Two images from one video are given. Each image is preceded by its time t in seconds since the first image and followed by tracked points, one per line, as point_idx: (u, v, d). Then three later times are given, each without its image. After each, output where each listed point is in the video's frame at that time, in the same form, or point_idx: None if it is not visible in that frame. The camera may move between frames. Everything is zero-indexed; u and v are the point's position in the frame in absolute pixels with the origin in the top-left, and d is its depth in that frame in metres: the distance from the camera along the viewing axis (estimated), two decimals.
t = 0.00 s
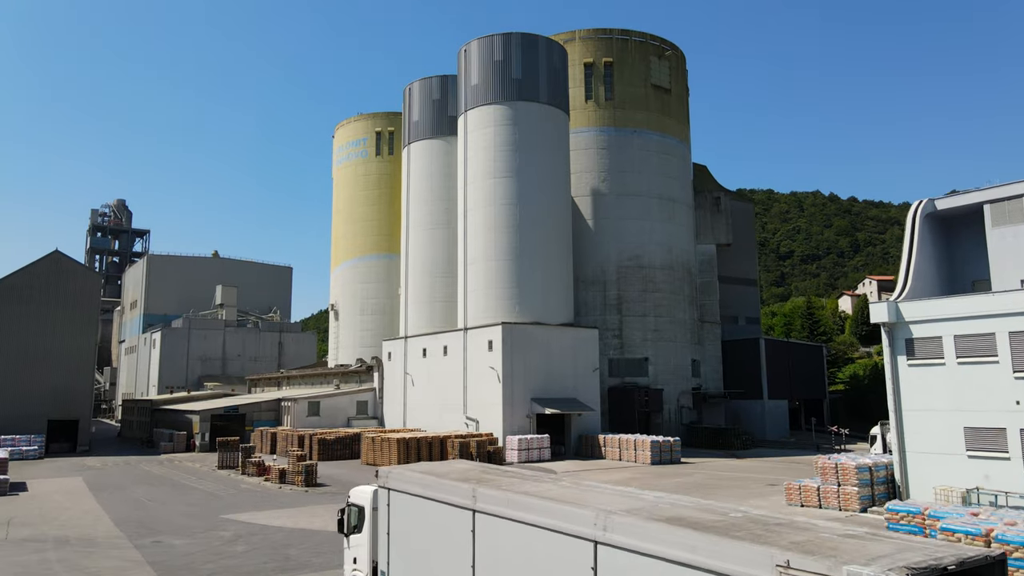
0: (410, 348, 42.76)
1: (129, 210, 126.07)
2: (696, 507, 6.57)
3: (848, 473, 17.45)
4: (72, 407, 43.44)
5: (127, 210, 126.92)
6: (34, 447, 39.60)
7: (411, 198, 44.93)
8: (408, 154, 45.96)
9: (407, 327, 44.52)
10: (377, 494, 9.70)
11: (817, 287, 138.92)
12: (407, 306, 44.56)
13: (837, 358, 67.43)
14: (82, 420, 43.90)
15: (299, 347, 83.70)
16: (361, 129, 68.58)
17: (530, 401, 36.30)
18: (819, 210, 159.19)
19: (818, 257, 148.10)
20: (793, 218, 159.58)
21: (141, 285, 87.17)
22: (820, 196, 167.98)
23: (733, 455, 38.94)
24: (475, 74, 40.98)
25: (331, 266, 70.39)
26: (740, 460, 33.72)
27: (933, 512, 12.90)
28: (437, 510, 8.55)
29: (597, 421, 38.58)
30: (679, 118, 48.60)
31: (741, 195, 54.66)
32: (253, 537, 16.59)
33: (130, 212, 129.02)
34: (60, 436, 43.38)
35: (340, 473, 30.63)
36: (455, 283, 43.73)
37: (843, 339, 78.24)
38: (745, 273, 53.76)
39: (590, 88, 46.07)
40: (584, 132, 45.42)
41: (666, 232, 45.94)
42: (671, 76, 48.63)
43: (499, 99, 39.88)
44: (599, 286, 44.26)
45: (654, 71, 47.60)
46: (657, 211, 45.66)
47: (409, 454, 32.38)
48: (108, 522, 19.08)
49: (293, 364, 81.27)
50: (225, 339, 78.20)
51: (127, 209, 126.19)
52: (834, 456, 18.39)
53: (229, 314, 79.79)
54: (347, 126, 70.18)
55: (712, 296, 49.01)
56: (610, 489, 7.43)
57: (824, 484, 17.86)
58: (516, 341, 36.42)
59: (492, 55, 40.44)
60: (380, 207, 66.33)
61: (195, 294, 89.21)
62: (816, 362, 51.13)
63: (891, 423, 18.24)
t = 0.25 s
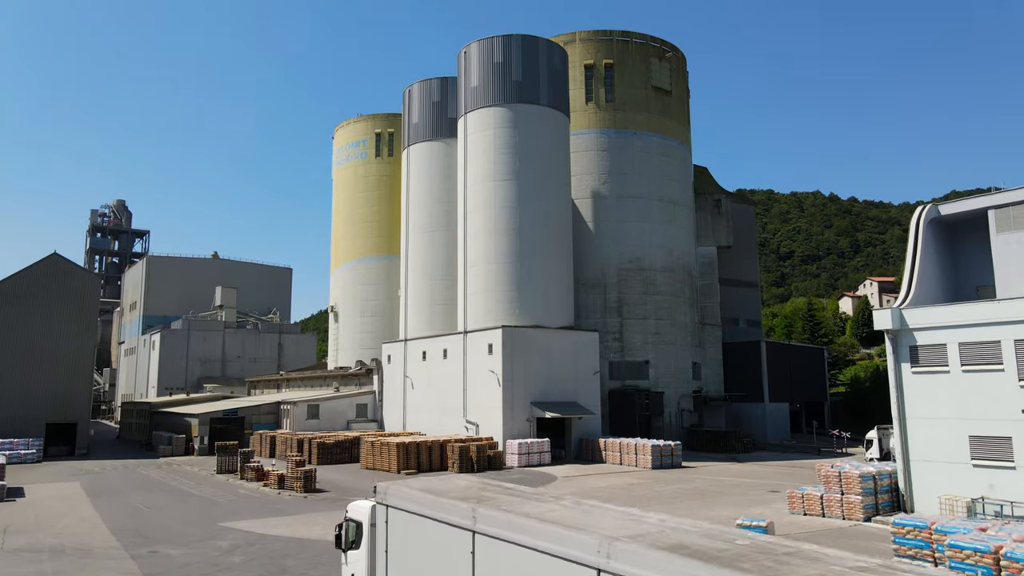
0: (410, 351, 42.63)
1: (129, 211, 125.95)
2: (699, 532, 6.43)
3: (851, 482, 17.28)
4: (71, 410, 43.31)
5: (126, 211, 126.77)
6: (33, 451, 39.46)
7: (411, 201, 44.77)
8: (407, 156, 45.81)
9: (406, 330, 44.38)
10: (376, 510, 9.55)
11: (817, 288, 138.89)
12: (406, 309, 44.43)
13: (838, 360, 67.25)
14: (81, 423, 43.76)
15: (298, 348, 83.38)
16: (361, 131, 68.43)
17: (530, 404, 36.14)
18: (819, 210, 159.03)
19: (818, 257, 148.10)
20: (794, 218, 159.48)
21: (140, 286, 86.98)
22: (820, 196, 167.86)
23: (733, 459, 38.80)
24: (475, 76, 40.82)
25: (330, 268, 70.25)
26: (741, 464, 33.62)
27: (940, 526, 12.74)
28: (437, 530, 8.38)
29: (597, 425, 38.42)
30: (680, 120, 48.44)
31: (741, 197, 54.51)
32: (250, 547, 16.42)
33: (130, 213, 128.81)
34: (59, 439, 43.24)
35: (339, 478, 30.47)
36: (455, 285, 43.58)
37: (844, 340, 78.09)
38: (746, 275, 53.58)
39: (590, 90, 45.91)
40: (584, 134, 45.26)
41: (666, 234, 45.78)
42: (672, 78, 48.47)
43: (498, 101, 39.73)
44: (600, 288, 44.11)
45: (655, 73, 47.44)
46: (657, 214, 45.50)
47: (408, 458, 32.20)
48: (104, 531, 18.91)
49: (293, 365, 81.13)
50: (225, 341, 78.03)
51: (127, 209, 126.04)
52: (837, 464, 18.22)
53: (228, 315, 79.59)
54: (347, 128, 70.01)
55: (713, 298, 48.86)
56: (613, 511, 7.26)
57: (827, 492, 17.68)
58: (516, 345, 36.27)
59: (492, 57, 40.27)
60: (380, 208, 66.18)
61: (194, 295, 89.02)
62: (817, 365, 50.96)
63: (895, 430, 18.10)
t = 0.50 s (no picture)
0: (409, 354, 42.47)
1: (128, 211, 125.76)
2: (704, 560, 6.27)
3: (855, 491, 17.12)
4: (70, 414, 43.18)
5: (126, 211, 126.59)
6: (31, 455, 39.30)
7: (411, 203, 44.61)
8: (406, 158, 45.65)
9: (406, 333, 44.24)
10: (373, 527, 9.38)
11: (817, 288, 138.97)
12: (406, 311, 44.28)
13: (839, 362, 67.08)
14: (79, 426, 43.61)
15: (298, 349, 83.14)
16: (360, 132, 68.26)
17: (530, 408, 35.99)
18: (819, 211, 158.90)
19: (818, 258, 148.14)
20: (794, 219, 159.41)
21: (139, 288, 86.79)
22: (820, 197, 167.79)
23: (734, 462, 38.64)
24: (475, 78, 40.66)
25: (330, 269, 70.11)
26: (741, 469, 33.51)
27: (948, 542, 12.62)
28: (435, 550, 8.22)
29: (598, 428, 38.26)
30: (680, 122, 48.27)
31: (743, 199, 54.34)
32: (248, 557, 16.26)
33: (130, 213, 128.58)
34: (57, 443, 43.16)
35: (338, 483, 30.33)
36: (454, 288, 43.43)
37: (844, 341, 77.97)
38: (746, 277, 53.40)
39: (591, 92, 45.75)
40: (584, 136, 45.09)
41: (667, 237, 45.61)
42: (673, 80, 48.30)
43: (498, 103, 39.56)
44: (600, 291, 43.95)
45: (656, 75, 47.28)
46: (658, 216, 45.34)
47: (408, 463, 32.04)
48: (100, 540, 18.73)
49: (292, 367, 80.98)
50: (224, 342, 77.85)
51: (127, 210, 125.84)
52: (840, 472, 18.04)
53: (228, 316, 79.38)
54: (346, 129, 69.84)
55: (714, 300, 48.70)
56: (616, 534, 7.10)
57: (830, 501, 17.55)
58: (517, 349, 36.11)
59: (492, 59, 40.09)
60: (379, 210, 66.04)
61: (194, 297, 88.81)
62: (818, 368, 50.81)
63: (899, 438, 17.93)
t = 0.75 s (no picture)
0: (409, 357, 42.34)
1: (128, 212, 125.57)
2: None
3: (858, 500, 16.98)
4: (68, 418, 42.94)
5: (126, 212, 126.41)
6: (29, 460, 39.11)
7: (410, 206, 44.45)
8: (406, 161, 45.50)
9: (406, 336, 44.12)
10: (370, 545, 9.22)
11: (817, 289, 139.09)
12: (406, 314, 44.14)
13: (840, 365, 66.93)
14: (77, 430, 43.38)
15: (297, 351, 82.97)
16: (360, 133, 68.12)
17: (530, 412, 35.83)
18: (819, 212, 158.87)
19: (818, 259, 148.19)
20: (794, 219, 159.33)
21: (138, 289, 86.62)
22: (821, 197, 167.73)
23: (735, 466, 38.51)
24: (475, 80, 40.52)
25: (330, 271, 69.99)
26: (742, 474, 33.42)
27: (955, 558, 12.64)
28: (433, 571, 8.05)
29: (598, 432, 38.12)
30: (681, 124, 48.10)
31: (744, 201, 54.18)
32: (245, 567, 16.11)
33: (130, 214, 128.46)
34: (55, 447, 42.98)
35: (338, 489, 30.22)
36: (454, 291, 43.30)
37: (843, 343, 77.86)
38: (747, 280, 53.22)
39: (591, 94, 45.61)
40: (585, 138, 44.94)
41: (668, 239, 45.45)
42: (673, 82, 48.15)
43: (498, 106, 39.41)
44: (601, 294, 43.78)
45: (656, 76, 47.12)
46: (658, 218, 45.19)
47: (408, 468, 31.91)
48: (97, 549, 18.58)
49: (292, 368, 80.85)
50: (223, 344, 77.71)
51: (126, 210, 125.65)
52: (843, 481, 17.90)
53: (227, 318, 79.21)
54: (346, 130, 69.69)
55: (714, 303, 48.57)
56: (617, 559, 6.95)
57: (833, 510, 17.43)
58: (517, 352, 35.96)
59: (492, 61, 39.94)
60: (379, 212, 65.90)
61: (193, 298, 88.63)
62: (819, 370, 50.65)
63: (903, 446, 17.78)
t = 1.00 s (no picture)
0: (408, 361, 42.16)
1: (128, 212, 125.38)
2: None
3: (863, 511, 16.79)
4: (66, 421, 42.73)
5: (126, 212, 126.25)
6: (26, 464, 38.91)
7: (410, 209, 44.28)
8: (406, 163, 45.33)
9: (405, 339, 43.95)
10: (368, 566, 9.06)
11: (818, 290, 139.22)
12: (406, 317, 43.96)
13: (841, 368, 66.73)
14: (75, 434, 43.17)
15: (296, 352, 82.68)
16: (359, 135, 67.92)
17: (530, 417, 35.64)
18: (819, 212, 158.73)
19: (818, 259, 148.24)
20: (794, 219, 159.21)
21: (138, 290, 86.36)
22: (821, 197, 167.65)
23: (737, 471, 38.33)
24: (475, 83, 40.34)
25: (329, 273, 69.82)
26: (744, 479, 33.25)
27: None
28: None
29: (599, 437, 37.92)
30: (681, 126, 47.88)
31: (744, 204, 54.00)
32: None
33: (130, 214, 128.28)
34: (53, 451, 42.74)
35: (336, 494, 30.03)
36: (454, 295, 43.12)
37: (845, 344, 77.56)
38: (748, 282, 52.97)
39: (591, 97, 45.42)
40: (585, 141, 44.72)
41: (668, 242, 45.24)
42: (674, 84, 47.92)
43: (498, 108, 39.21)
44: (601, 297, 43.59)
45: (657, 79, 46.91)
46: (659, 221, 45.00)
47: (407, 473, 31.73)
48: (93, 559, 18.38)
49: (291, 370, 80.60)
50: (223, 345, 77.50)
51: (126, 211, 125.40)
52: (847, 492, 17.75)
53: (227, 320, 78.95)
54: (346, 132, 69.50)
55: (715, 306, 48.38)
56: None
57: (837, 521, 17.25)
58: (517, 356, 35.76)
59: (492, 64, 39.76)
60: (378, 214, 65.72)
61: (192, 299, 88.40)
62: (820, 374, 50.48)
63: (907, 456, 17.62)
